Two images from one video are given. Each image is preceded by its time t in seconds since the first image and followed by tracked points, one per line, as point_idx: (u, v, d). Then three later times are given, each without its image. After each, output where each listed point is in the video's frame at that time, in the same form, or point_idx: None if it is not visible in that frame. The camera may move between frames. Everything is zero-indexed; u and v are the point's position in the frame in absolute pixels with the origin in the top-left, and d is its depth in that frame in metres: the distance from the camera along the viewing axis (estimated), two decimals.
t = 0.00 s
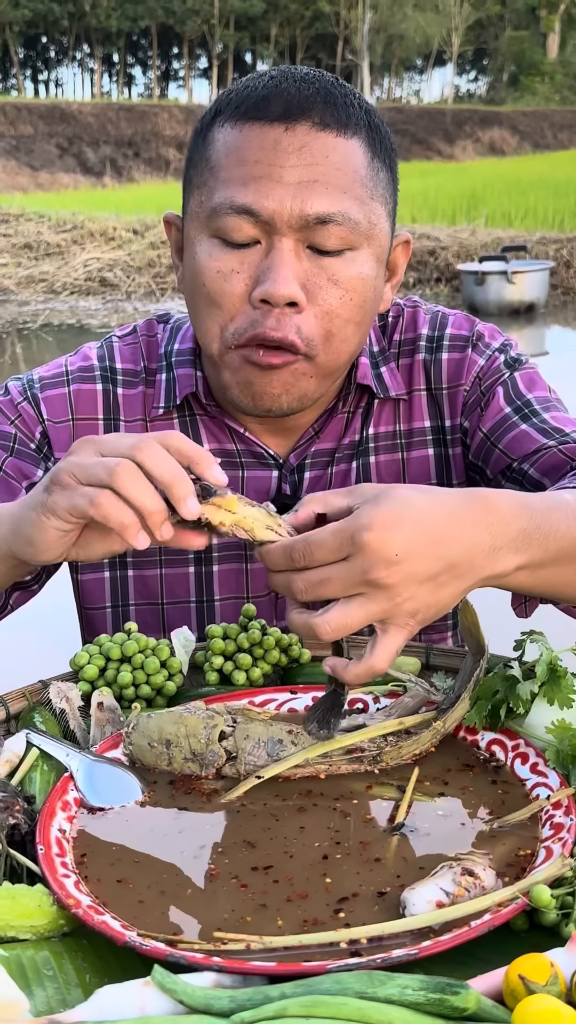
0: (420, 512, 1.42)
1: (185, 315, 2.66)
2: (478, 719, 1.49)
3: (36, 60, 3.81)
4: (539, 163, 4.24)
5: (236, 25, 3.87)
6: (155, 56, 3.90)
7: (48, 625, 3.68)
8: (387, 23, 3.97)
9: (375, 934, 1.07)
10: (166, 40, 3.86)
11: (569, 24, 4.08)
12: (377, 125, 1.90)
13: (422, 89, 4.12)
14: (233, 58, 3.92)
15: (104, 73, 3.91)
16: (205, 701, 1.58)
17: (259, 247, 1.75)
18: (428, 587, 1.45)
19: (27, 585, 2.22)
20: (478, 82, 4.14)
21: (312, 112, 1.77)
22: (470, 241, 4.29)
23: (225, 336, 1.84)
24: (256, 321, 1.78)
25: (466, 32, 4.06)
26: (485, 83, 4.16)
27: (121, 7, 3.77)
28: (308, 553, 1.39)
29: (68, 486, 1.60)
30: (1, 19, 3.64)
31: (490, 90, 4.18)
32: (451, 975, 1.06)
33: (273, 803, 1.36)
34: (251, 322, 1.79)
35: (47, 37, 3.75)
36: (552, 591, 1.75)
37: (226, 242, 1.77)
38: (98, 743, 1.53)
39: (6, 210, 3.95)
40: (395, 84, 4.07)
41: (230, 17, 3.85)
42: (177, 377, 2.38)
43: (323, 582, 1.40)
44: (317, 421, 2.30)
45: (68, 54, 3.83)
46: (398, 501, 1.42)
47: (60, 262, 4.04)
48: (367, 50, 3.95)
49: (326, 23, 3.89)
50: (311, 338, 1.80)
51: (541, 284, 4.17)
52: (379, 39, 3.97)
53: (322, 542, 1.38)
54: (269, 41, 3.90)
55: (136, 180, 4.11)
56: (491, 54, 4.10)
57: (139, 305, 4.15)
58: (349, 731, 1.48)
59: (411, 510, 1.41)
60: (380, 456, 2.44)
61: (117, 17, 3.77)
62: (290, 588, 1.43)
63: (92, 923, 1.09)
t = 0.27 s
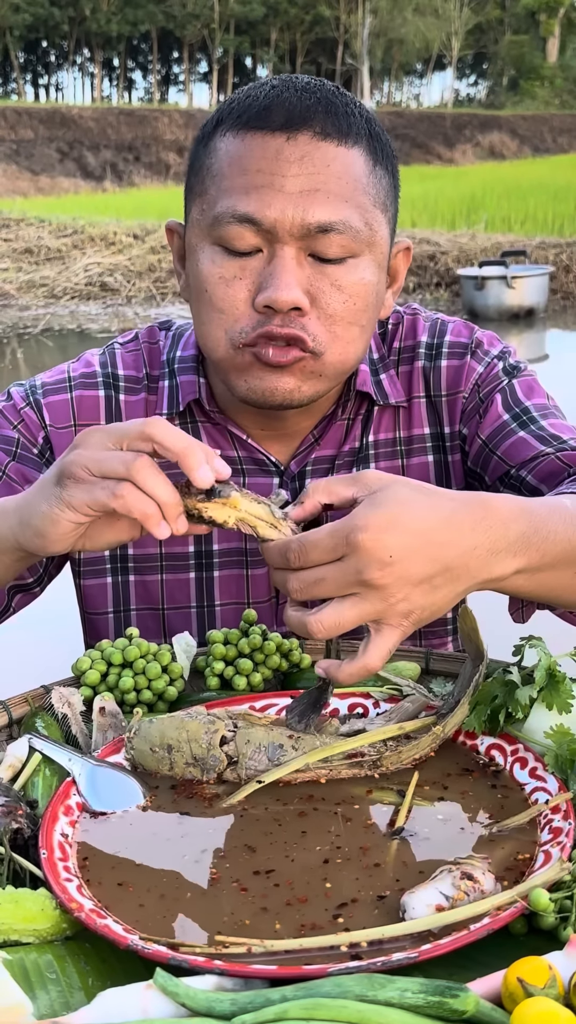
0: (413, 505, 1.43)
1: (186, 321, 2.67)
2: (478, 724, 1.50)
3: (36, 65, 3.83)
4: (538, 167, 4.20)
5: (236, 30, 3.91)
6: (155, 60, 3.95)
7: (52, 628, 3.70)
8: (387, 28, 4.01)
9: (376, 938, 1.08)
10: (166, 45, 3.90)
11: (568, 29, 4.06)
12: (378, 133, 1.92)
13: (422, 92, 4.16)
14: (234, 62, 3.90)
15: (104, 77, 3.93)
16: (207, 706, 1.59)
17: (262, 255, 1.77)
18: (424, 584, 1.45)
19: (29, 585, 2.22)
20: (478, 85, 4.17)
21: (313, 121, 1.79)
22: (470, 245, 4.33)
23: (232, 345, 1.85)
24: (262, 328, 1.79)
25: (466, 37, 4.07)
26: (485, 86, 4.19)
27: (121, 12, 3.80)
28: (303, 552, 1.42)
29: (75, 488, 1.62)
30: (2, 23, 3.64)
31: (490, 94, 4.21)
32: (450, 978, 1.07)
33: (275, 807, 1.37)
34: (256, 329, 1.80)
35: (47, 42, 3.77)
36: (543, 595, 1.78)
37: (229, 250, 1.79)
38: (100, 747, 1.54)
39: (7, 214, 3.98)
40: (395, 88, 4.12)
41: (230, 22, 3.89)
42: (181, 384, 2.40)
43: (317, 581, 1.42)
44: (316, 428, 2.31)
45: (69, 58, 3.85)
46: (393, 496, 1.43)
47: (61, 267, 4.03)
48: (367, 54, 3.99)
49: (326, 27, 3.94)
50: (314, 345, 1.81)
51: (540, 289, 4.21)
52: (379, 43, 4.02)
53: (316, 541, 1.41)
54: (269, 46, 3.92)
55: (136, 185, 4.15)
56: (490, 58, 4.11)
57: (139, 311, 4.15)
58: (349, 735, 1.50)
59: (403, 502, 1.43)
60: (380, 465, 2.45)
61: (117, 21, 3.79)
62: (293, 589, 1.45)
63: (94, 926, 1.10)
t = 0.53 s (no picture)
0: (408, 510, 1.44)
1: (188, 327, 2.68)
2: (479, 728, 1.50)
3: (37, 68, 3.84)
4: (539, 172, 4.21)
5: (237, 34, 3.95)
6: (155, 64, 3.98)
7: (56, 632, 3.71)
8: (388, 31, 4.00)
9: (378, 941, 1.09)
10: (166, 48, 3.93)
11: (568, 33, 4.08)
12: (380, 140, 1.93)
13: (422, 96, 4.18)
14: (234, 66, 3.98)
15: (105, 81, 3.96)
16: (209, 709, 1.59)
17: (265, 260, 1.77)
18: (423, 588, 1.46)
19: (29, 586, 2.23)
20: (478, 89, 4.20)
21: (317, 127, 1.79)
22: (471, 249, 4.35)
23: (237, 348, 1.86)
24: (265, 332, 1.80)
25: (467, 40, 4.08)
26: (485, 90, 4.22)
27: (122, 15, 3.83)
28: (306, 562, 1.41)
29: (83, 494, 1.63)
30: (3, 27, 3.66)
31: (490, 98, 4.24)
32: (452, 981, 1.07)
33: (278, 811, 1.38)
34: (260, 332, 1.80)
35: (48, 45, 3.80)
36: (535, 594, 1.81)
37: (233, 255, 1.79)
38: (102, 751, 1.54)
39: (8, 218, 3.97)
40: (395, 92, 4.13)
41: (231, 25, 3.93)
42: (182, 390, 2.40)
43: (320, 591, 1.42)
44: (318, 434, 2.32)
45: (69, 62, 3.87)
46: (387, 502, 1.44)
47: (62, 270, 4.03)
48: (368, 58, 4.00)
49: (326, 32, 3.96)
50: (318, 350, 1.82)
51: (541, 292, 4.24)
52: (379, 47, 4.02)
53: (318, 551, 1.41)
54: (269, 50, 3.97)
55: (137, 189, 4.14)
56: (491, 62, 4.14)
57: (140, 314, 4.18)
58: (350, 739, 1.50)
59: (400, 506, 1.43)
60: (381, 471, 2.46)
61: (118, 26, 3.82)
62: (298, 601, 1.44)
63: (97, 930, 1.10)
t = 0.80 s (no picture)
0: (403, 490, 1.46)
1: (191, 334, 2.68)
2: (485, 732, 1.50)
3: (42, 71, 3.86)
4: (541, 177, 4.21)
5: (241, 37, 4.01)
6: (160, 68, 4.02)
7: (58, 637, 3.75)
8: (392, 36, 4.11)
9: (384, 944, 1.09)
10: (171, 52, 3.98)
11: (572, 36, 4.09)
12: (381, 150, 1.93)
13: (426, 101, 4.24)
14: (238, 69, 4.03)
15: (109, 84, 4.00)
16: (215, 712, 1.59)
17: (261, 266, 1.77)
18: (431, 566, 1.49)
19: (38, 593, 2.23)
20: (482, 93, 4.23)
21: (316, 136, 1.80)
22: (475, 254, 4.38)
23: (231, 355, 1.86)
24: (256, 339, 1.80)
25: (471, 45, 4.14)
26: (489, 95, 4.25)
27: (127, 19, 3.89)
28: (338, 536, 1.35)
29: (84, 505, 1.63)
30: (7, 31, 3.68)
31: (494, 102, 4.26)
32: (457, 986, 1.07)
33: (284, 814, 1.38)
34: (252, 340, 1.81)
35: (53, 49, 3.83)
36: (527, 596, 1.80)
37: (229, 262, 1.80)
38: (108, 754, 1.55)
39: (13, 220, 3.98)
40: (399, 96, 4.22)
41: (235, 29, 3.99)
42: (184, 399, 2.41)
43: (358, 567, 1.38)
44: (318, 442, 2.33)
45: (74, 65, 3.91)
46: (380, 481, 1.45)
47: (67, 273, 4.05)
48: (372, 62, 4.11)
49: (331, 35, 4.07)
50: (311, 357, 1.81)
51: (545, 298, 4.22)
52: (384, 52, 4.13)
53: (351, 522, 1.36)
54: (274, 53, 4.02)
55: (141, 192, 4.22)
56: (494, 66, 4.16)
57: (144, 317, 4.17)
58: (356, 743, 1.51)
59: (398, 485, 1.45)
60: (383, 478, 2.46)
61: (123, 29, 3.87)
62: (342, 583, 1.37)
63: (104, 931, 1.11)
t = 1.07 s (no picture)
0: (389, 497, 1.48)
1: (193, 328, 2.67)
2: (486, 728, 1.50)
3: (43, 69, 3.86)
4: (541, 175, 4.24)
5: (243, 35, 3.99)
6: (161, 65, 4.02)
7: (57, 636, 3.73)
8: (393, 34, 4.08)
9: (385, 938, 1.09)
10: (173, 49, 3.99)
11: (574, 34, 4.08)
12: (379, 141, 1.92)
13: (428, 100, 4.22)
14: (240, 67, 3.99)
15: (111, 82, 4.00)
16: (216, 707, 1.59)
17: (258, 258, 1.77)
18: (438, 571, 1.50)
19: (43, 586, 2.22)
20: (484, 91, 4.23)
21: (313, 128, 1.79)
22: (476, 251, 4.38)
23: (227, 346, 1.85)
24: (255, 329, 1.80)
25: (472, 44, 4.12)
26: (491, 92, 4.25)
27: (128, 17, 3.89)
28: (349, 542, 1.35)
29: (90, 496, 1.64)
30: (8, 30, 3.66)
31: (496, 100, 4.27)
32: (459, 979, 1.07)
33: (285, 808, 1.38)
34: (250, 329, 1.80)
35: (54, 46, 3.81)
36: (514, 600, 1.79)
37: (227, 254, 1.80)
38: (110, 748, 1.55)
39: (15, 219, 3.94)
40: (401, 94, 4.23)
41: (237, 27, 3.97)
42: (186, 393, 2.41)
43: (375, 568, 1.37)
44: (318, 440, 2.32)
45: (76, 63, 3.91)
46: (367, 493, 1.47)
47: (68, 271, 4.01)
48: (373, 60, 4.09)
49: (332, 34, 4.03)
50: (311, 350, 1.81)
51: (547, 295, 4.24)
52: (385, 50, 4.11)
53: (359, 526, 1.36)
54: (275, 51, 4.01)
55: (142, 189, 4.25)
56: (496, 64, 4.15)
57: (146, 314, 4.20)
58: (357, 738, 1.51)
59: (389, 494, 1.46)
60: (382, 474, 2.46)
61: (124, 26, 3.86)
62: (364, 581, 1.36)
63: (105, 925, 1.11)
